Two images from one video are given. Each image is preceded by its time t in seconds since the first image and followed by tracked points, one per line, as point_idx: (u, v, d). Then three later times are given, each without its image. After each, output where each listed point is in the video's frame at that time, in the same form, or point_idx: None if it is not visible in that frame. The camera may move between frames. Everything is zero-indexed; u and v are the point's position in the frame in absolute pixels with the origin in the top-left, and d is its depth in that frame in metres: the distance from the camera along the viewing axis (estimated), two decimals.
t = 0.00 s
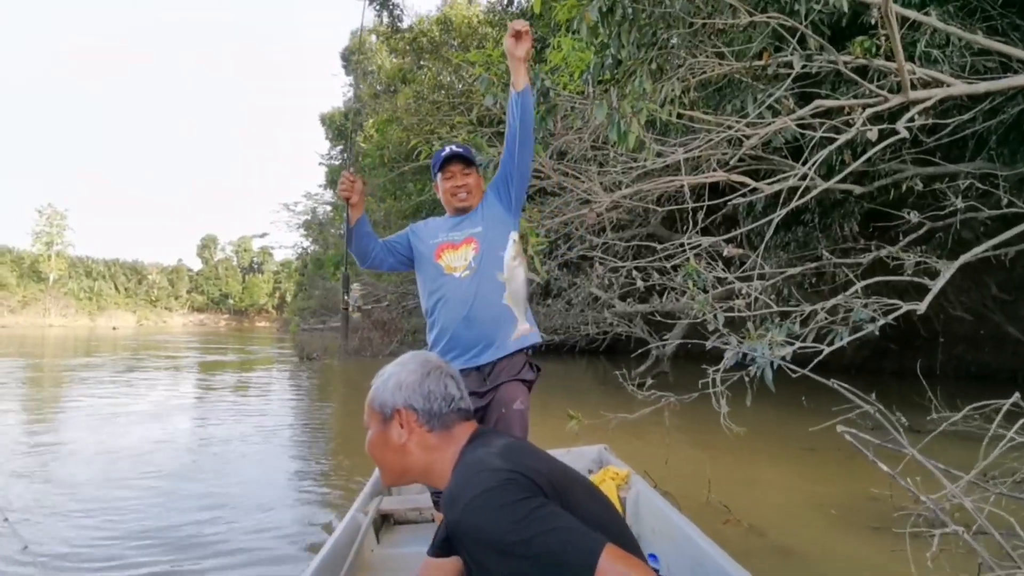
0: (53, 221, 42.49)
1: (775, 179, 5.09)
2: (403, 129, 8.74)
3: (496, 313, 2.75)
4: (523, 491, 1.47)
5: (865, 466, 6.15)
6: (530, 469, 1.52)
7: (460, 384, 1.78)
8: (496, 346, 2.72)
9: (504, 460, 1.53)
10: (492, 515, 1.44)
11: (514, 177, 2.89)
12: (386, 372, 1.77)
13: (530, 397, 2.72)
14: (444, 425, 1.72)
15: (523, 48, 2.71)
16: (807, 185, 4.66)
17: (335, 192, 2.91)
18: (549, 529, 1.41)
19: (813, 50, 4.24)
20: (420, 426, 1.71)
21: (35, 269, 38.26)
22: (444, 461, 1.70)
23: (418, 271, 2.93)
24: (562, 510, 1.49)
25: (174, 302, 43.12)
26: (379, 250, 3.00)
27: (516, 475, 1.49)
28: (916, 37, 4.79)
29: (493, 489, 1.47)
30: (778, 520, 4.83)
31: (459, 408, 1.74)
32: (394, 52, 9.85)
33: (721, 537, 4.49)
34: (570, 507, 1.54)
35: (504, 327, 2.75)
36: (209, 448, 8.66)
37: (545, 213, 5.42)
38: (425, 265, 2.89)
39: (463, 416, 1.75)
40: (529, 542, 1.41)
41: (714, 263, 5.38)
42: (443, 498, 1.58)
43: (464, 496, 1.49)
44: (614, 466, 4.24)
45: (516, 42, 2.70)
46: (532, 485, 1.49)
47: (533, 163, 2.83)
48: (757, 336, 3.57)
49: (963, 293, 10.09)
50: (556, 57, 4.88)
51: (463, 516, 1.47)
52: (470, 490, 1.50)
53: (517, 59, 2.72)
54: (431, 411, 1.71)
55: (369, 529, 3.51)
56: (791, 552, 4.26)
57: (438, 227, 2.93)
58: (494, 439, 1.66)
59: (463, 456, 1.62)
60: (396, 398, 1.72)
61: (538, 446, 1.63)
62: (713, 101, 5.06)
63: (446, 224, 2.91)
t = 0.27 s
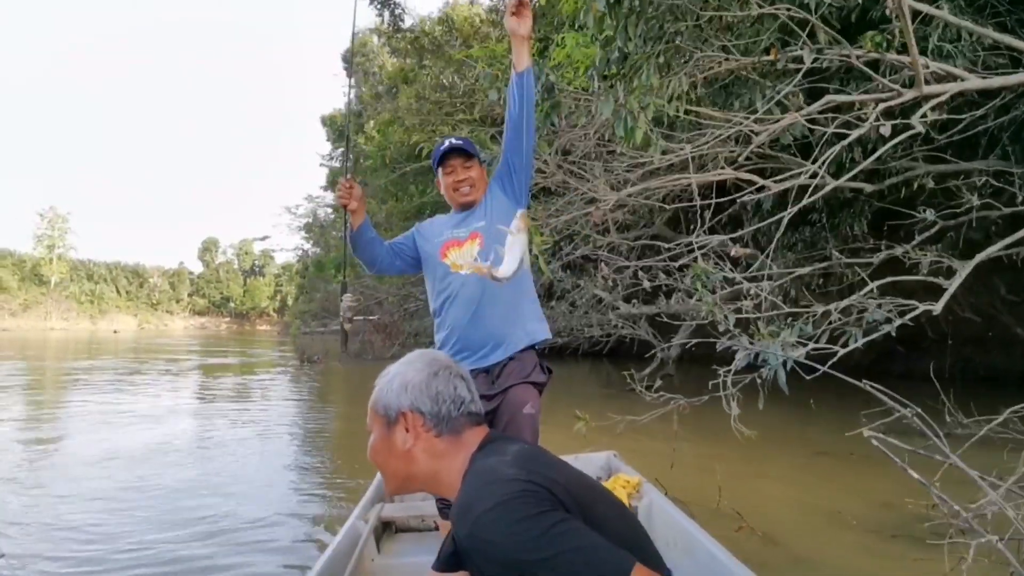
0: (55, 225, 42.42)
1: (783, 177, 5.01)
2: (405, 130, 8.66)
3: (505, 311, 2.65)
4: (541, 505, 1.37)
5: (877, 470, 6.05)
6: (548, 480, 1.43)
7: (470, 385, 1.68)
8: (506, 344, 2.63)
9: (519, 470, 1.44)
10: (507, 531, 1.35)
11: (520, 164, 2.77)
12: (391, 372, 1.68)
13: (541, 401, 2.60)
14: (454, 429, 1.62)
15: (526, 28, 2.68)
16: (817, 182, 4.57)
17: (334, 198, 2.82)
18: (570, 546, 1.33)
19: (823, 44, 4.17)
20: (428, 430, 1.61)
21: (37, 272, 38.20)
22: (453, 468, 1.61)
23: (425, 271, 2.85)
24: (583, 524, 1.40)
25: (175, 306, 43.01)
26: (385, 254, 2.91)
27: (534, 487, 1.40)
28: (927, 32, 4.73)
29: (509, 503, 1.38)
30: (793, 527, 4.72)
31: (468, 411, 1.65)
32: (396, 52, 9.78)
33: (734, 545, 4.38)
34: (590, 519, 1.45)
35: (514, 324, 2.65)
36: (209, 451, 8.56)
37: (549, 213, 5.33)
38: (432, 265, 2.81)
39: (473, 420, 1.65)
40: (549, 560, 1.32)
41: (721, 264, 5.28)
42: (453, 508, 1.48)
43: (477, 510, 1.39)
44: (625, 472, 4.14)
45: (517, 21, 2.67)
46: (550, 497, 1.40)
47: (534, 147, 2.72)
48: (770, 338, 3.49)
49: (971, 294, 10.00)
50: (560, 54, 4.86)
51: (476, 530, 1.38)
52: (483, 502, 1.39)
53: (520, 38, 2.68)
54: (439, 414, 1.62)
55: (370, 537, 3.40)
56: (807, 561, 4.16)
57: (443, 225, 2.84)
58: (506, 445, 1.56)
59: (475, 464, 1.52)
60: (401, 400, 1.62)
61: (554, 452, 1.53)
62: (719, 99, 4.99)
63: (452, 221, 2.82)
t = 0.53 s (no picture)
0: (57, 228, 42.41)
1: (789, 177, 4.94)
2: (405, 132, 8.61)
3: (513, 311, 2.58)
4: (560, 525, 1.27)
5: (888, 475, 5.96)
6: (566, 497, 1.32)
7: (479, 389, 1.59)
8: (512, 347, 2.55)
9: (534, 486, 1.33)
10: (522, 553, 1.24)
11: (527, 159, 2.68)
12: (393, 374, 1.59)
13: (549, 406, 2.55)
14: (460, 437, 1.54)
15: (532, 14, 2.55)
16: (825, 181, 4.49)
17: (333, 203, 2.76)
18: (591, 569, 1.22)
19: (831, 42, 4.09)
20: (432, 437, 1.53)
21: (38, 276, 38.22)
22: (458, 479, 1.53)
23: (431, 272, 2.78)
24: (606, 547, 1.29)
25: (176, 309, 42.97)
26: (390, 256, 2.84)
27: (552, 505, 1.30)
28: (936, 29, 4.67)
29: (525, 522, 1.27)
30: (805, 535, 4.64)
31: (477, 418, 1.56)
32: (397, 54, 9.74)
33: (746, 555, 4.29)
34: (614, 543, 1.34)
35: (522, 324, 2.57)
36: (209, 454, 8.50)
37: (551, 214, 5.28)
38: (438, 265, 2.73)
39: (481, 427, 1.57)
40: None
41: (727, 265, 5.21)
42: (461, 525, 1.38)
43: (489, 529, 1.29)
44: (634, 481, 4.05)
45: (524, 7, 2.56)
46: (570, 516, 1.29)
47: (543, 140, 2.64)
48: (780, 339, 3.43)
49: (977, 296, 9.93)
50: (561, 53, 4.83)
51: (488, 552, 1.27)
52: (496, 522, 1.29)
53: (526, 25, 2.55)
54: (445, 421, 1.53)
55: (370, 546, 3.32)
56: (820, 570, 4.07)
57: (448, 223, 2.76)
58: (518, 456, 1.47)
59: (485, 476, 1.43)
60: (404, 404, 1.54)
61: (574, 466, 1.43)
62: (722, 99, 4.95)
63: (457, 219, 2.74)
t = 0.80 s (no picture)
0: (51, 237, 42.24)
1: (791, 182, 4.85)
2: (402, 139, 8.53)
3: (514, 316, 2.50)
4: (570, 553, 1.17)
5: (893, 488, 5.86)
6: (579, 520, 1.24)
7: (478, 396, 1.50)
8: (514, 354, 2.45)
9: (544, 506, 1.24)
10: None
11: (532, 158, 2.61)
12: (386, 380, 1.50)
13: (551, 416, 2.46)
14: (458, 450, 1.44)
15: (540, 7, 2.47)
16: (828, 186, 4.41)
17: (326, 206, 2.61)
18: None
19: (832, 45, 3.99)
20: (428, 450, 1.44)
21: (32, 284, 38.04)
22: (456, 496, 1.44)
23: (428, 274, 2.68)
24: None
25: (171, 319, 42.79)
26: (385, 260, 2.74)
27: (561, 530, 1.20)
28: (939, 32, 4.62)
29: (532, 548, 1.17)
30: (813, 550, 4.53)
31: (477, 429, 1.47)
32: (392, 62, 9.70)
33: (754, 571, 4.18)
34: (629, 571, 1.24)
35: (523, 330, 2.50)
36: (201, 463, 8.39)
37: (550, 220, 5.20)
38: (435, 268, 2.64)
39: (482, 439, 1.47)
40: None
41: (728, 272, 5.14)
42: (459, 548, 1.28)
43: (492, 555, 1.19)
44: (637, 495, 3.95)
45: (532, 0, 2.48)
46: (581, 542, 1.20)
47: (549, 139, 2.57)
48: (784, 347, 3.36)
49: (976, 304, 9.89)
50: (558, 58, 4.77)
51: None
52: (501, 548, 1.19)
53: (533, 18, 2.48)
54: (442, 432, 1.44)
55: (361, 564, 3.21)
56: None
57: (446, 223, 2.66)
58: (523, 473, 1.38)
59: (487, 493, 1.34)
60: (397, 414, 1.45)
61: (584, 486, 1.34)
62: (721, 104, 4.90)
63: (454, 220, 2.65)
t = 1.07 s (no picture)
0: (41, 240, 41.98)
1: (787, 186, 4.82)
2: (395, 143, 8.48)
3: (513, 317, 2.45)
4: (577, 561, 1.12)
5: (890, 495, 5.82)
6: (585, 527, 1.18)
7: (473, 394, 1.45)
8: (512, 355, 2.41)
9: (549, 512, 1.19)
10: None
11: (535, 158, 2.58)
12: (377, 376, 1.45)
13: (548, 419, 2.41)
14: (452, 451, 1.39)
15: (543, 4, 2.40)
16: (824, 190, 4.38)
17: (318, 196, 2.62)
18: None
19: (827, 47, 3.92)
20: (420, 451, 1.39)
21: (21, 288, 37.75)
22: (449, 499, 1.38)
23: (421, 272, 2.62)
24: None
25: (162, 323, 42.55)
26: (376, 257, 2.69)
27: (566, 538, 1.15)
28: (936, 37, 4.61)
29: (536, 557, 1.12)
30: (813, 558, 4.48)
31: (473, 428, 1.42)
32: (386, 65, 9.66)
33: None
34: None
35: (521, 331, 2.45)
36: (191, 468, 8.30)
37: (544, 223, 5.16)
38: (430, 265, 2.58)
39: (477, 440, 1.42)
40: None
41: (724, 276, 5.11)
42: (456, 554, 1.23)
43: (492, 564, 1.12)
44: (635, 501, 3.90)
45: None
46: (587, 551, 1.15)
47: (553, 138, 2.54)
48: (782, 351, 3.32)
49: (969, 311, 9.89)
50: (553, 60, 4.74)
51: None
52: (502, 556, 1.13)
53: (536, 16, 2.40)
54: (436, 431, 1.39)
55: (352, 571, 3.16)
56: None
57: (442, 221, 2.61)
58: (521, 475, 1.33)
59: (485, 497, 1.28)
60: (388, 412, 1.40)
61: (586, 492, 1.29)
62: (717, 107, 4.88)
63: (451, 217, 2.60)
